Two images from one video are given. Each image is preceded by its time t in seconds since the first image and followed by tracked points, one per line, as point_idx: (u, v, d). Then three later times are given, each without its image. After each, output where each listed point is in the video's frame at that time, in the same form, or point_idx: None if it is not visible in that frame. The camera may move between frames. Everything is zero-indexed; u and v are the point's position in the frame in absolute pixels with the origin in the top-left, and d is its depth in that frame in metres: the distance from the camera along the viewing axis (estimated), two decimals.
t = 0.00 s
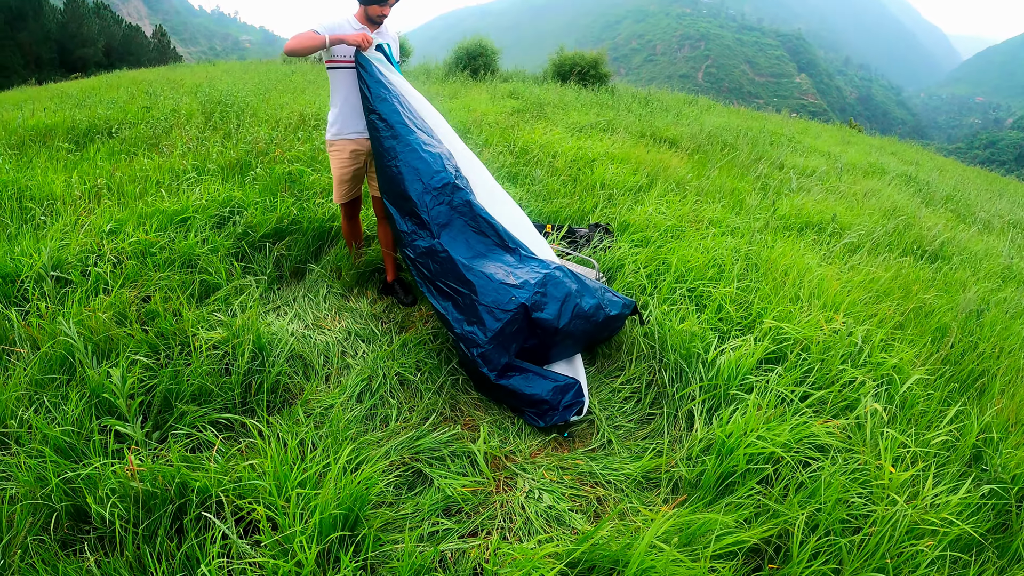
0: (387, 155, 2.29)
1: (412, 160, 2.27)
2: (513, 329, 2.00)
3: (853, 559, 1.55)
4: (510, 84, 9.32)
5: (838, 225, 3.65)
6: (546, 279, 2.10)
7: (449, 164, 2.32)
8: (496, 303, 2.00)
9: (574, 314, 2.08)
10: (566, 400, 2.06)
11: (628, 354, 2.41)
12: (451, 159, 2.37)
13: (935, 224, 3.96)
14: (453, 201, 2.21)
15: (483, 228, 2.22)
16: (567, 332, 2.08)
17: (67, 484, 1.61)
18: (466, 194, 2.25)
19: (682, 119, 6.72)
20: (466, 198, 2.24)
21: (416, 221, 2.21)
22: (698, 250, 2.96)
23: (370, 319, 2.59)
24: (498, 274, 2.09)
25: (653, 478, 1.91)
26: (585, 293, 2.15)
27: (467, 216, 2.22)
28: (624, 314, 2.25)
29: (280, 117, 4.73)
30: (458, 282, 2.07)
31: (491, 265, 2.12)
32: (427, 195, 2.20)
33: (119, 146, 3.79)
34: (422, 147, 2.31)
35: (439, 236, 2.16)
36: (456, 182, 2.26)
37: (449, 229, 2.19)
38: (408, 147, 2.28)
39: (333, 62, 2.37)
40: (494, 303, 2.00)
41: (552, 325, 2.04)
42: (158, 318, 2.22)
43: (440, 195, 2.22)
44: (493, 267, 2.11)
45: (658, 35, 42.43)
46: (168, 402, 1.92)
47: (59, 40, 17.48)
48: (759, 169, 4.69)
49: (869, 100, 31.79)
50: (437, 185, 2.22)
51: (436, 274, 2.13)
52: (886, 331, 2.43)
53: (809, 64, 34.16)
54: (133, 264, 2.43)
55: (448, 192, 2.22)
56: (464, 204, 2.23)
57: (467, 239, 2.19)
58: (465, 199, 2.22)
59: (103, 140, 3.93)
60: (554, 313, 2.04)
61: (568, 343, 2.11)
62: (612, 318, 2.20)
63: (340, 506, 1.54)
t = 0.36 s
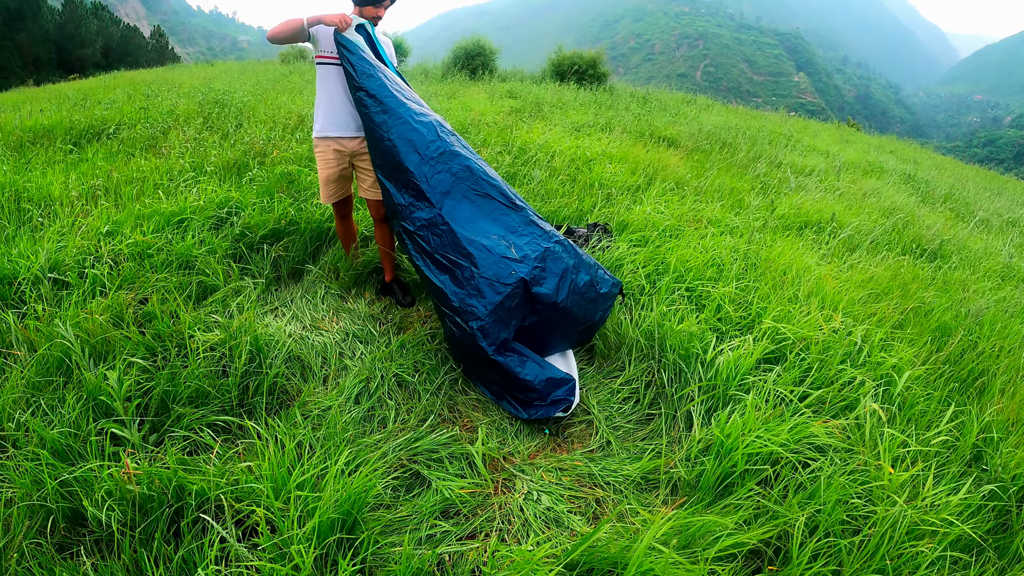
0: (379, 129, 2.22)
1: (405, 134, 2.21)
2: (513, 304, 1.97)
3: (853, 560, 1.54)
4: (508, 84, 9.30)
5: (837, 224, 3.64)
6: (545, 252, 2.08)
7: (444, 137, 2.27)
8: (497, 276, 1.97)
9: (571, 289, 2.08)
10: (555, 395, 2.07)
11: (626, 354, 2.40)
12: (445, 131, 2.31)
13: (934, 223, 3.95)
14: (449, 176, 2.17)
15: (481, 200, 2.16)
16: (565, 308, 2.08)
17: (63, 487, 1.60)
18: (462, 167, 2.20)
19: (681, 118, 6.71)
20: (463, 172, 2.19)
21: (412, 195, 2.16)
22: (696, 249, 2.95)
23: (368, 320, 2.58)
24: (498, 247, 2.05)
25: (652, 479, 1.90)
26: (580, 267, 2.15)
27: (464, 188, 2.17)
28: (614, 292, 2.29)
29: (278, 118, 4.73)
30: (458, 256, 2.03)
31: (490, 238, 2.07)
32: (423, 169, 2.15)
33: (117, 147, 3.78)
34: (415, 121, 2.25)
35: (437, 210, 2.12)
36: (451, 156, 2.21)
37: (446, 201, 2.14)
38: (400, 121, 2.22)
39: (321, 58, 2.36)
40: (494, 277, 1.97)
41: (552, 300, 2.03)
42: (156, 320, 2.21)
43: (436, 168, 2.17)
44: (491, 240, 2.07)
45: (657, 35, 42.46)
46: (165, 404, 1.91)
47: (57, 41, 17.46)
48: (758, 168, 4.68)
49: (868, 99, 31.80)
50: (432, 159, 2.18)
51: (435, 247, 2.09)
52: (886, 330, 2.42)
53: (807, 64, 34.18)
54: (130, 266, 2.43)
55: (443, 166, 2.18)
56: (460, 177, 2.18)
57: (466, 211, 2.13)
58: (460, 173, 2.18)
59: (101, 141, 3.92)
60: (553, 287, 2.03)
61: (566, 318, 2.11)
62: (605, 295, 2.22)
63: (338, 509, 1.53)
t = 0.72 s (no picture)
0: (348, 144, 2.14)
1: (372, 148, 2.13)
2: (502, 312, 1.96)
3: (849, 559, 1.54)
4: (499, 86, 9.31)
5: (828, 222, 3.65)
6: (525, 255, 2.05)
7: (413, 144, 2.18)
8: (482, 287, 1.95)
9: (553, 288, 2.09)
10: (552, 404, 2.07)
11: (619, 355, 2.40)
12: (414, 136, 2.22)
13: (925, 219, 3.97)
14: (422, 185, 2.10)
15: (458, 205, 2.09)
16: (550, 308, 2.08)
17: (54, 498, 1.58)
18: (434, 173, 2.13)
19: (672, 118, 6.73)
20: (436, 178, 2.12)
21: (390, 211, 2.09)
22: (688, 250, 2.96)
23: (360, 325, 2.57)
24: (478, 255, 2.01)
25: (646, 481, 1.90)
26: (559, 265, 2.15)
27: (439, 195, 2.08)
28: (591, 283, 2.31)
29: (268, 123, 4.71)
30: (441, 269, 1.99)
31: (470, 246, 2.02)
32: (396, 181, 2.09)
33: (107, 154, 3.76)
34: (381, 133, 2.16)
35: (415, 222, 2.05)
36: (423, 164, 2.13)
37: (423, 212, 2.07)
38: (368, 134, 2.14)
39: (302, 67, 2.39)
40: (479, 288, 1.95)
41: (538, 302, 2.02)
42: (146, 328, 2.19)
43: (407, 179, 2.09)
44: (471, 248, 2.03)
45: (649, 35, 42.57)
46: (156, 413, 1.90)
47: (47, 48, 17.38)
48: (749, 167, 4.70)
49: (860, 96, 31.98)
50: (405, 169, 2.11)
51: (417, 262, 2.05)
52: (878, 328, 2.43)
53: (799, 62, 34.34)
54: (121, 274, 2.41)
55: (416, 175, 2.11)
56: (433, 184, 2.11)
57: (443, 219, 2.07)
58: (434, 181, 2.11)
59: (91, 149, 3.90)
60: (538, 289, 2.03)
61: (551, 319, 2.12)
62: (583, 288, 2.25)
63: (330, 516, 1.52)
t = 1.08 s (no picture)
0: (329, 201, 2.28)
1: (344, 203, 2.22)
2: (469, 355, 1.94)
3: (849, 562, 1.53)
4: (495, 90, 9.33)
5: (825, 224, 3.66)
6: (493, 291, 1.91)
7: (378, 189, 2.17)
8: (445, 335, 1.93)
9: (530, 319, 1.91)
10: (536, 397, 2.04)
11: (617, 359, 2.40)
12: (381, 177, 2.20)
13: (923, 220, 3.97)
14: (387, 232, 2.10)
15: (421, 247, 2.03)
16: (528, 339, 1.93)
17: (52, 506, 1.58)
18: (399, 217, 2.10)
19: (668, 121, 6.75)
20: (401, 222, 2.09)
21: (366, 260, 2.18)
22: (685, 252, 2.96)
23: (358, 330, 2.57)
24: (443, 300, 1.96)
25: (645, 485, 1.89)
26: (542, 290, 1.92)
27: (402, 241, 2.06)
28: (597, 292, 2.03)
29: (265, 128, 4.72)
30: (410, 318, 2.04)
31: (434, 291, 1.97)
32: (366, 234, 2.15)
33: (103, 159, 3.76)
34: (348, 184, 2.22)
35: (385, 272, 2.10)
36: (386, 212, 2.13)
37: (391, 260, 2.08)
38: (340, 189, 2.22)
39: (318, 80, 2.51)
40: (442, 337, 1.94)
41: (507, 339, 1.90)
42: (143, 335, 2.19)
43: (374, 230, 2.13)
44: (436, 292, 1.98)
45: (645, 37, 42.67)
46: (153, 420, 1.89)
47: (44, 54, 17.40)
48: (746, 169, 4.70)
49: (856, 96, 32.06)
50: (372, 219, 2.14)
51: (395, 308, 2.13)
52: (876, 330, 2.43)
53: (796, 63, 34.43)
54: (118, 280, 2.41)
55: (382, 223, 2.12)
56: (399, 228, 2.09)
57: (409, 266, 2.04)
58: (400, 225, 2.09)
59: (88, 155, 3.90)
60: (508, 326, 1.90)
61: (534, 345, 1.98)
62: (581, 303, 2.00)
63: (328, 522, 1.52)
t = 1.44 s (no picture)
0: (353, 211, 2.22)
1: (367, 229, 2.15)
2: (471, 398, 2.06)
3: (846, 558, 1.53)
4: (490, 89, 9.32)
5: (821, 220, 3.66)
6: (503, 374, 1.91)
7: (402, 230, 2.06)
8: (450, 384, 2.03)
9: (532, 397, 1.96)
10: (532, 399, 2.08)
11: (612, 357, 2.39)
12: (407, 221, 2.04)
13: (918, 216, 3.98)
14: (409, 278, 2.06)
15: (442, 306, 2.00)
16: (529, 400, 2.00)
17: (47, 509, 1.57)
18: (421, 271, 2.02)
19: (664, 118, 6.75)
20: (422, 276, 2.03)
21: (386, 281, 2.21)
22: (680, 250, 2.96)
23: (353, 330, 2.56)
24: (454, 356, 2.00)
25: (641, 482, 1.89)
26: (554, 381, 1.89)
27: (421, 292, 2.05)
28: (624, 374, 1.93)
29: (259, 128, 4.70)
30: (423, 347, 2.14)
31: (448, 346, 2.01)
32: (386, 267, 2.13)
33: (97, 161, 3.74)
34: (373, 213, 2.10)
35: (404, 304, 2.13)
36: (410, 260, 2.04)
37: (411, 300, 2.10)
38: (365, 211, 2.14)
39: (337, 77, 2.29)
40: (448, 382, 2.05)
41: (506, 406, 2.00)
42: (138, 336, 2.18)
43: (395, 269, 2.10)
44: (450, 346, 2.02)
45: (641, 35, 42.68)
46: (148, 422, 1.88)
47: (38, 55, 17.33)
48: (741, 166, 4.71)
49: (852, 94, 32.12)
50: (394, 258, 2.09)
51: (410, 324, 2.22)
52: (872, 326, 2.43)
53: (792, 60, 34.49)
54: (112, 281, 2.40)
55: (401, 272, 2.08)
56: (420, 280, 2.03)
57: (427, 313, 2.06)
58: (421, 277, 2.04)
59: (81, 156, 3.88)
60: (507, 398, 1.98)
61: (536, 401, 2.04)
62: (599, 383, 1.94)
63: (324, 523, 1.51)
